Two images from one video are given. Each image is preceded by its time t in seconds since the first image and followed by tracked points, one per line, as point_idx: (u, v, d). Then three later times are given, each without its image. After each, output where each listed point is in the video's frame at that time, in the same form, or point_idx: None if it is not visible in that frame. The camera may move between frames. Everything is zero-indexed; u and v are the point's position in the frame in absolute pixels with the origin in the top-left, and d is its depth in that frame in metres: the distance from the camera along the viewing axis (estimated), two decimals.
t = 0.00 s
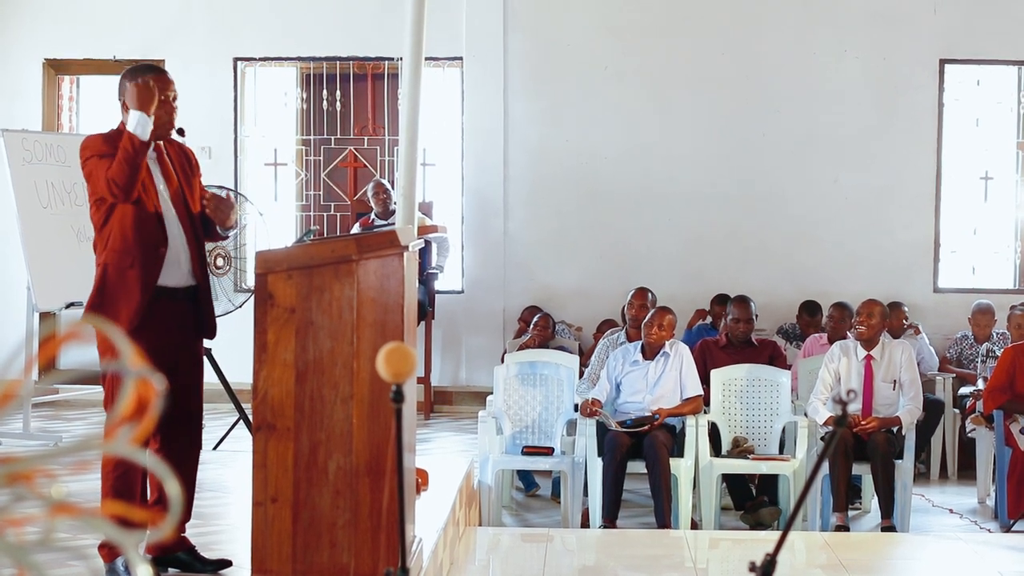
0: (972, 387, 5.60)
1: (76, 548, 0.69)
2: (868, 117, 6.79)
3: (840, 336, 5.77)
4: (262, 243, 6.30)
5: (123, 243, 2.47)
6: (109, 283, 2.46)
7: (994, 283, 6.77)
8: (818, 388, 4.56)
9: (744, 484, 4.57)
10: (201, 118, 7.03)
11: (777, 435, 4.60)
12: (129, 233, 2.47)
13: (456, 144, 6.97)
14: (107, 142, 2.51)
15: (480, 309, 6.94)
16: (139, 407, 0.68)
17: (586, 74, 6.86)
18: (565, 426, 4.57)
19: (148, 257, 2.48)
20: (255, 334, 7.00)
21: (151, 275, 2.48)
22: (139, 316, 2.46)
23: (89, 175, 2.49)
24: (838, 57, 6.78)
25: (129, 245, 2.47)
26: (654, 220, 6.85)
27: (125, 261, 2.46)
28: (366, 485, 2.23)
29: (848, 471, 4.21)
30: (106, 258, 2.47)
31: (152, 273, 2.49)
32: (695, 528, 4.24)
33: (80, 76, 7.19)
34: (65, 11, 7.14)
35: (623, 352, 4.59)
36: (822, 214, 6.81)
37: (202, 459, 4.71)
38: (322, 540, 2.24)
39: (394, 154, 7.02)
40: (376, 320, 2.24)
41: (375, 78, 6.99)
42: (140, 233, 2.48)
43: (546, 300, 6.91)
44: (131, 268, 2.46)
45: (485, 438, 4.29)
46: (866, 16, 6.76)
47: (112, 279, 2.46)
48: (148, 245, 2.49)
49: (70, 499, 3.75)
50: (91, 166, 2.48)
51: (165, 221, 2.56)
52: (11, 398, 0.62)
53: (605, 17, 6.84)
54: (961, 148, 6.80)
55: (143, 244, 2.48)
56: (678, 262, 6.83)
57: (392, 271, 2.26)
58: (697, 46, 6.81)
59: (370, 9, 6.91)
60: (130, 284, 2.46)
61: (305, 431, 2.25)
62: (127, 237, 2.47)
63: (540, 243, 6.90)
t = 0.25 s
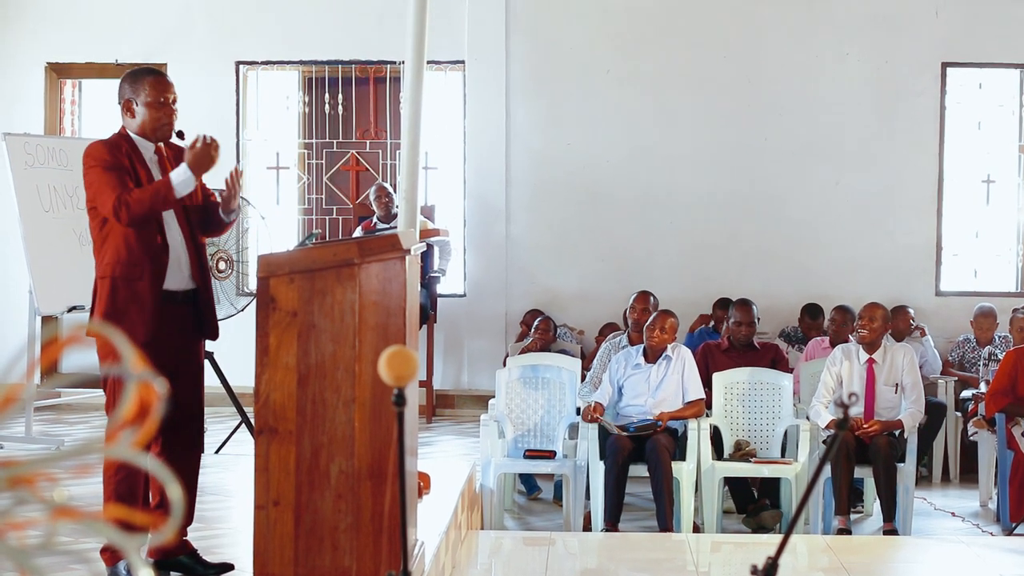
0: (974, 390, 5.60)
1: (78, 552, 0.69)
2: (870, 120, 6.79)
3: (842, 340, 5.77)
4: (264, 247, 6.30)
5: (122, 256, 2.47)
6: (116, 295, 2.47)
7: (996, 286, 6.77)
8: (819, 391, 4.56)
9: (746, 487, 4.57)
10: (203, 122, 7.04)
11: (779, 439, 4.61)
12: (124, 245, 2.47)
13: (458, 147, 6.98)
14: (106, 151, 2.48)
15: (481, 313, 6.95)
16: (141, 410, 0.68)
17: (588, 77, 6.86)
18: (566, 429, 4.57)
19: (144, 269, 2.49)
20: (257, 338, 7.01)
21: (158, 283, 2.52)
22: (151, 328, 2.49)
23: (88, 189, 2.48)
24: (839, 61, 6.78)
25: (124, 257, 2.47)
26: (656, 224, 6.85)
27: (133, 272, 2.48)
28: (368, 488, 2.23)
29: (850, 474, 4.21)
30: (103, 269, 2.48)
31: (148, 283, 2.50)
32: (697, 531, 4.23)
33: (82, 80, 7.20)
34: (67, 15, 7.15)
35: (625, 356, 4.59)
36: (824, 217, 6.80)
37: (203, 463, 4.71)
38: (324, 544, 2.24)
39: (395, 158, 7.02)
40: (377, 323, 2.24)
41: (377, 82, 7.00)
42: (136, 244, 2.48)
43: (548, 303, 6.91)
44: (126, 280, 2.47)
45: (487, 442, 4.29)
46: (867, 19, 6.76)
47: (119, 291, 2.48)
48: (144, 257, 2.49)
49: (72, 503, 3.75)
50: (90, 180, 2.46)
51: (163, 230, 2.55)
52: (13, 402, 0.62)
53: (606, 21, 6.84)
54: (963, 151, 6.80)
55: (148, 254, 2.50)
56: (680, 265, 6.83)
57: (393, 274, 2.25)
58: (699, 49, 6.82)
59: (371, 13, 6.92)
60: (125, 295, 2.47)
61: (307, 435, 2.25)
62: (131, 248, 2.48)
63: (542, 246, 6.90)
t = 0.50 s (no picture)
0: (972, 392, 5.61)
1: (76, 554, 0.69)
2: (868, 123, 6.79)
3: (840, 342, 5.77)
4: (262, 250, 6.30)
5: (125, 261, 2.48)
6: (124, 300, 2.47)
7: (994, 288, 6.78)
8: (817, 393, 4.56)
9: (744, 489, 4.57)
10: (201, 125, 7.04)
11: (777, 440, 4.61)
12: (128, 251, 2.48)
13: (457, 149, 6.98)
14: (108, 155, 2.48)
15: (480, 316, 6.94)
16: (137, 413, 0.69)
17: (586, 80, 6.87)
18: (565, 431, 4.57)
19: (147, 274, 2.50)
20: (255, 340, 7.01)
21: (165, 286, 2.53)
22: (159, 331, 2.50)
23: (93, 194, 2.46)
24: (837, 63, 6.79)
25: (127, 262, 2.48)
26: (654, 226, 6.85)
27: (140, 277, 2.49)
28: (366, 491, 2.23)
29: (848, 476, 4.21)
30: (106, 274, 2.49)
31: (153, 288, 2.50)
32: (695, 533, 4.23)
33: (80, 83, 7.20)
34: (65, 18, 7.15)
35: (624, 358, 4.59)
36: (822, 219, 6.81)
37: (202, 465, 4.71)
38: (322, 547, 2.24)
39: (394, 160, 7.03)
40: (375, 326, 2.24)
41: (375, 85, 7.01)
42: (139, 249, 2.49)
43: (546, 305, 6.91)
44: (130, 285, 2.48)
45: (485, 444, 4.29)
46: (865, 22, 6.77)
47: (126, 295, 2.48)
48: (147, 261, 2.50)
49: (70, 506, 3.75)
50: (96, 185, 2.44)
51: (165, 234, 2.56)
52: (10, 404, 0.63)
53: (604, 23, 6.85)
54: (961, 153, 6.81)
55: (153, 257, 2.51)
56: (678, 268, 6.84)
57: (391, 276, 2.26)
58: (697, 52, 6.82)
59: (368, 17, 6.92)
60: (129, 301, 2.48)
61: (304, 437, 2.25)
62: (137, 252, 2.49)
63: (540, 249, 6.91)
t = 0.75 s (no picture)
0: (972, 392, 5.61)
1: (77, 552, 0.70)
2: (867, 123, 6.79)
3: (839, 341, 5.78)
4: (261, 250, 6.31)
5: (134, 263, 2.48)
6: (134, 302, 2.47)
7: (993, 288, 6.78)
8: (817, 393, 4.56)
9: (744, 489, 4.57)
10: (200, 125, 7.04)
11: (776, 440, 4.61)
12: (137, 252, 2.48)
13: (456, 149, 6.98)
14: (114, 154, 2.46)
15: (479, 315, 6.95)
16: (137, 412, 0.69)
17: (585, 80, 6.87)
18: (564, 431, 4.57)
19: (157, 275, 2.50)
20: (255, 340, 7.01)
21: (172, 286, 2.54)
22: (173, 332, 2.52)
23: (104, 195, 2.43)
24: (836, 63, 6.79)
25: (136, 263, 2.48)
26: (654, 226, 6.85)
27: (149, 278, 2.49)
28: (365, 490, 2.23)
29: (847, 476, 4.21)
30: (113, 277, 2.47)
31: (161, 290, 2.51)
32: (695, 533, 4.24)
33: (80, 83, 7.20)
34: (65, 18, 7.15)
35: (623, 357, 4.59)
36: (821, 219, 6.81)
37: (201, 465, 4.71)
38: (321, 546, 2.24)
39: (393, 160, 7.03)
40: (375, 325, 2.25)
41: (375, 84, 7.01)
42: (147, 250, 2.49)
43: (545, 305, 6.92)
44: (139, 287, 2.48)
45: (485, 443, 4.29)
46: (864, 22, 6.77)
47: (137, 297, 2.48)
48: (156, 263, 2.50)
49: (69, 505, 3.75)
50: (109, 185, 2.42)
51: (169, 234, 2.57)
52: (10, 403, 0.63)
53: (604, 23, 6.85)
54: (960, 153, 6.81)
55: (161, 257, 2.52)
56: (678, 267, 6.84)
57: (391, 276, 2.27)
58: (697, 52, 6.82)
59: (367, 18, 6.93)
60: (139, 303, 2.48)
61: (303, 437, 2.25)
62: (148, 253, 2.49)
63: (539, 249, 6.91)
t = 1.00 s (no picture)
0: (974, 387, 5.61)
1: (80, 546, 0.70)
2: (870, 117, 6.78)
3: (842, 336, 5.77)
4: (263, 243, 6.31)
5: (156, 248, 2.53)
6: (160, 284, 2.53)
7: (996, 282, 6.77)
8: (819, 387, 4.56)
9: (746, 483, 4.57)
10: (202, 119, 7.04)
11: (779, 434, 4.60)
12: (159, 236, 2.54)
13: (459, 143, 6.97)
14: (136, 142, 2.50)
15: (481, 309, 6.95)
16: (140, 406, 0.69)
17: (587, 74, 6.86)
18: (566, 425, 4.57)
19: (178, 260, 2.57)
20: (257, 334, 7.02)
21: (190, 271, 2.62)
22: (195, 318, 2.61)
23: (130, 182, 2.46)
24: (839, 58, 6.78)
25: (158, 248, 2.53)
26: (656, 221, 6.84)
27: (172, 262, 2.56)
28: (368, 484, 2.23)
29: (850, 470, 4.20)
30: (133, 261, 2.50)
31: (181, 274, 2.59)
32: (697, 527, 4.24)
33: (82, 76, 7.19)
34: (67, 12, 7.14)
35: (626, 351, 4.59)
36: (824, 214, 6.80)
37: (204, 458, 4.71)
38: (324, 540, 2.25)
39: (395, 154, 7.03)
40: (377, 319, 2.24)
41: (377, 78, 7.00)
42: (168, 235, 2.55)
43: (547, 299, 6.91)
44: (162, 271, 2.54)
45: (487, 437, 4.28)
46: (867, 16, 6.75)
47: (160, 281, 2.53)
48: (177, 248, 2.58)
49: (72, 498, 3.76)
50: (138, 172, 2.46)
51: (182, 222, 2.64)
52: (13, 397, 0.63)
53: (606, 17, 6.84)
54: (963, 148, 6.80)
55: (180, 243, 2.59)
56: (680, 262, 6.83)
57: (393, 270, 2.25)
58: (699, 46, 6.81)
59: (368, 13, 6.91)
60: (163, 286, 2.54)
61: (305, 430, 2.25)
62: (168, 239, 2.55)
63: (542, 243, 6.91)
